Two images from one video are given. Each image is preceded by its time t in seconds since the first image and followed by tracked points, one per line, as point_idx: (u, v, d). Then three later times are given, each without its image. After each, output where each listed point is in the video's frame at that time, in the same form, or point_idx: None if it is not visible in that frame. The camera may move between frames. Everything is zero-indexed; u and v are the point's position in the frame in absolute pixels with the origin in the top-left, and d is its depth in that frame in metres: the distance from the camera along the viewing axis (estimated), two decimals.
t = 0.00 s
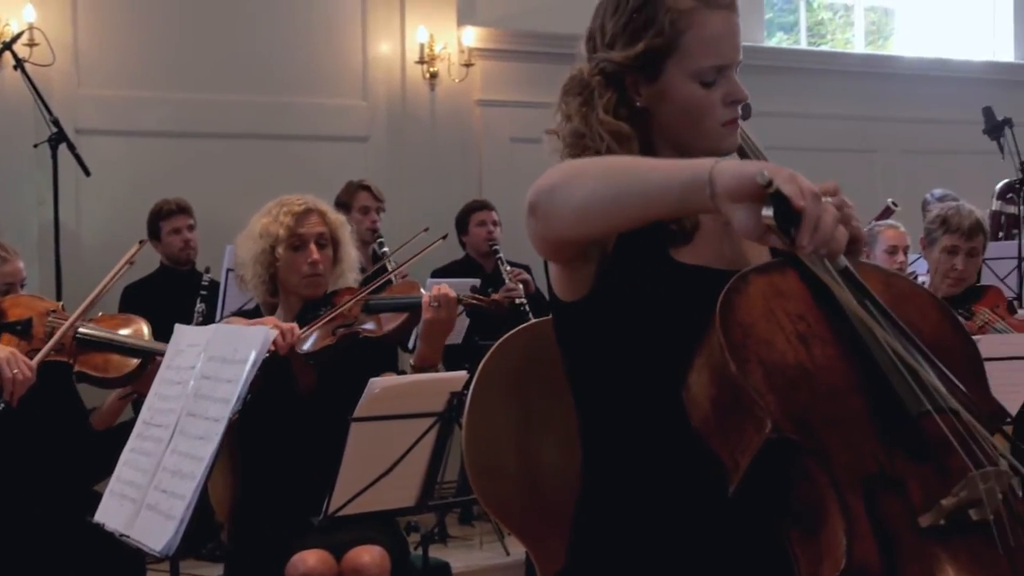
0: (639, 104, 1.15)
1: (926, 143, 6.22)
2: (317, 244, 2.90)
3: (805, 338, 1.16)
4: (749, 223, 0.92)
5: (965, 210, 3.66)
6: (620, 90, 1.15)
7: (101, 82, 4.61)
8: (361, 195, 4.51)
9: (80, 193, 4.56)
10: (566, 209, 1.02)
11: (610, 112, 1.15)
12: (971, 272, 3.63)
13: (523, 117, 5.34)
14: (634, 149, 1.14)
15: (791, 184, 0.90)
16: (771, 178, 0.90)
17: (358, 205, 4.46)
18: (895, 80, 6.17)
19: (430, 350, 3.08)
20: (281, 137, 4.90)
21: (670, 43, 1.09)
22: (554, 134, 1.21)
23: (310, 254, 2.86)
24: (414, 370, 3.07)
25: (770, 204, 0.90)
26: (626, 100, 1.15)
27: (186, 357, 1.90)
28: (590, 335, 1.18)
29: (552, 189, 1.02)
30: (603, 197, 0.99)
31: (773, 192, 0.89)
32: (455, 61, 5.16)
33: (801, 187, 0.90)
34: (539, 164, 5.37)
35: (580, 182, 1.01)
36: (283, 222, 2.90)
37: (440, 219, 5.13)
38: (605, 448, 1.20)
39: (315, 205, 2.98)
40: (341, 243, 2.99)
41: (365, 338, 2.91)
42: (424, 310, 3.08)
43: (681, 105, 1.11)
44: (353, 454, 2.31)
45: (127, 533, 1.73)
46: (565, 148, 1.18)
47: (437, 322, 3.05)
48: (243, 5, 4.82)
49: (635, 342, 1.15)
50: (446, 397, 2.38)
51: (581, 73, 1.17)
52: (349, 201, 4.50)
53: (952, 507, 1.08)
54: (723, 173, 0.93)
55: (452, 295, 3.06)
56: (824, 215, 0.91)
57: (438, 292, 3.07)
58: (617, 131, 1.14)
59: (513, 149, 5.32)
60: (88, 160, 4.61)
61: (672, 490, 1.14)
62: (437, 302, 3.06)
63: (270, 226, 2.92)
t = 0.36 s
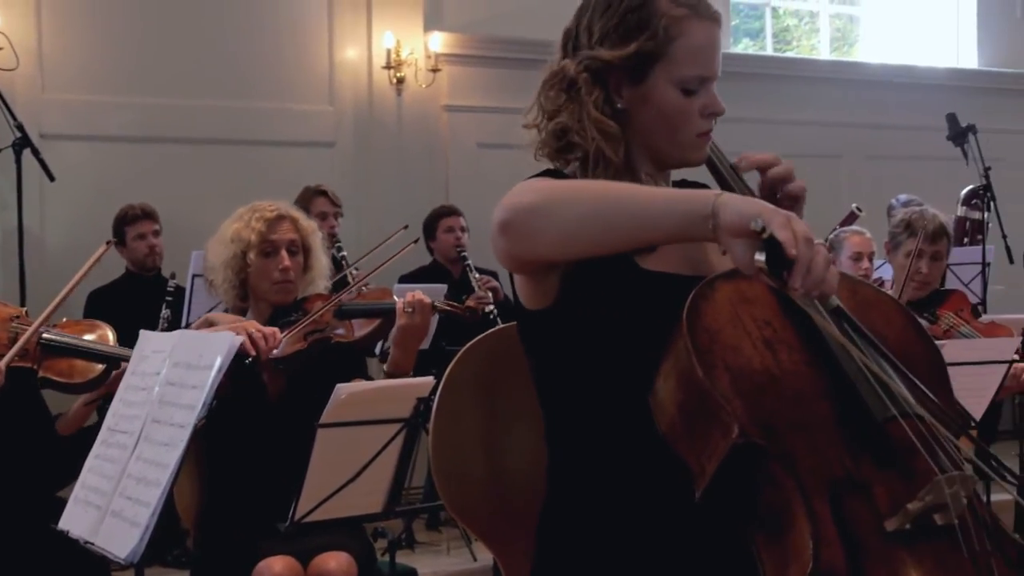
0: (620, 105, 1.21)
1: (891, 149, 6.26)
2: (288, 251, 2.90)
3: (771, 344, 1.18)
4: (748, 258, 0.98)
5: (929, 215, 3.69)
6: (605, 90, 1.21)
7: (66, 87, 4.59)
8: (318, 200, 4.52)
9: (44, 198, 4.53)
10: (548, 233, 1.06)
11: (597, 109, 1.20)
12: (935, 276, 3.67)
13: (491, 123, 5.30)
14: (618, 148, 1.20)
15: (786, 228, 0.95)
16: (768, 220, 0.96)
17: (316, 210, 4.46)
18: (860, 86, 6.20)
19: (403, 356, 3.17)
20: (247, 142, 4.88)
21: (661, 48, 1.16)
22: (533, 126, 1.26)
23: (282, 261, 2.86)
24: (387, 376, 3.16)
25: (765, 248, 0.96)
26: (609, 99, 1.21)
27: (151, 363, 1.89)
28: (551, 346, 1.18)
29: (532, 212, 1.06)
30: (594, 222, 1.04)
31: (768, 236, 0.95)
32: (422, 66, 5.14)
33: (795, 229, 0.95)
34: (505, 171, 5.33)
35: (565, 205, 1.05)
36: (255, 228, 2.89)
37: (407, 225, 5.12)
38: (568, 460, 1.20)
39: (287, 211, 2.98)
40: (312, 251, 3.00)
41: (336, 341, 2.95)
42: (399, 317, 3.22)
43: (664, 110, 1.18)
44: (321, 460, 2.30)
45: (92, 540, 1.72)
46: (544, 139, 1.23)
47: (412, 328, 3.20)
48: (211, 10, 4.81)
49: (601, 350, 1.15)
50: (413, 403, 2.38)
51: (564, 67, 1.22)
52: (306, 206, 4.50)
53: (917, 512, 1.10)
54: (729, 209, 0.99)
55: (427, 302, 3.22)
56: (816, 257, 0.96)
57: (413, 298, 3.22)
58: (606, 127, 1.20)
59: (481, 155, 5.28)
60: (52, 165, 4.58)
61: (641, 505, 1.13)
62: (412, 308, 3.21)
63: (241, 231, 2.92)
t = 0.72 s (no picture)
0: (581, 116, 1.22)
1: (860, 159, 6.29)
2: (264, 257, 2.92)
3: (744, 354, 1.21)
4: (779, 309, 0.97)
5: (898, 224, 3.71)
6: (565, 101, 1.22)
7: (36, 96, 4.56)
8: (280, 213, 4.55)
9: (14, 208, 4.50)
10: (578, 272, 0.96)
11: (555, 121, 1.21)
12: (905, 284, 3.69)
13: (463, 132, 5.29)
14: (572, 159, 1.20)
15: (824, 287, 0.95)
16: (814, 280, 0.95)
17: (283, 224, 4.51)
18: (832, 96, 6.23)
19: (381, 361, 3.06)
20: (218, 151, 4.87)
21: (619, 57, 1.16)
22: (498, 139, 1.27)
23: (257, 267, 2.89)
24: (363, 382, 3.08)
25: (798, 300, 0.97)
26: (569, 111, 1.22)
27: (123, 374, 1.88)
28: (520, 357, 1.17)
29: (561, 248, 0.96)
30: (631, 264, 0.95)
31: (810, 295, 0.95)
32: (395, 76, 5.12)
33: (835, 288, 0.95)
34: (478, 181, 5.32)
35: (595, 245, 0.96)
36: (230, 235, 2.91)
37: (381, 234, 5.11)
38: (541, 472, 1.20)
39: (263, 220, 3.00)
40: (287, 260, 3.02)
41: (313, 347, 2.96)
42: (376, 321, 3.06)
43: (624, 120, 1.18)
44: (292, 471, 2.29)
45: (62, 552, 1.71)
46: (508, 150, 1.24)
47: (388, 332, 3.04)
48: (183, 20, 4.79)
49: (575, 357, 1.15)
50: (386, 413, 2.37)
51: (527, 79, 1.24)
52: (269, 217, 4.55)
53: (888, 521, 1.10)
54: (771, 262, 0.96)
55: (404, 306, 3.03)
56: (847, 316, 0.97)
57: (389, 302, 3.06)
58: (558, 141, 1.20)
59: (453, 164, 5.26)
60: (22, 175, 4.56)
61: (612, 504, 1.15)
62: (388, 312, 3.04)
63: (217, 238, 2.94)
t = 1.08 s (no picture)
0: (557, 125, 1.21)
1: (833, 163, 6.31)
2: (236, 263, 2.92)
3: (714, 361, 1.24)
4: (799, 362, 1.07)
5: (870, 227, 3.72)
6: (542, 108, 1.21)
7: (8, 99, 4.55)
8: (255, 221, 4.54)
9: None
10: (626, 331, 0.99)
11: (536, 130, 1.20)
12: (879, 288, 3.69)
13: (438, 135, 5.27)
14: (558, 169, 1.18)
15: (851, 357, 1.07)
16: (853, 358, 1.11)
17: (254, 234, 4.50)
18: (806, 101, 6.24)
19: (353, 368, 3.06)
20: (190, 154, 4.86)
21: (594, 62, 1.18)
22: (470, 152, 1.26)
23: (228, 272, 2.88)
24: (338, 389, 3.06)
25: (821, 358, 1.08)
26: (546, 120, 1.21)
27: (96, 378, 1.88)
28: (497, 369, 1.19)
29: (613, 309, 0.98)
30: (680, 326, 1.00)
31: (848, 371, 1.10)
32: (370, 80, 5.09)
33: (867, 364, 1.12)
34: (454, 184, 5.30)
35: (648, 308, 0.99)
36: (202, 240, 2.90)
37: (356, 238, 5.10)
38: (515, 480, 1.22)
39: (235, 225, 2.99)
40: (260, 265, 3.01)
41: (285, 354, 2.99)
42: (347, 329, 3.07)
43: (604, 123, 1.19)
44: (265, 475, 2.29)
45: (35, 557, 1.71)
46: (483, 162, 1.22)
47: (360, 341, 3.04)
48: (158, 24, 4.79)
49: (551, 374, 1.16)
50: (360, 418, 2.37)
51: (500, 90, 1.22)
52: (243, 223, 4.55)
53: (859, 524, 1.10)
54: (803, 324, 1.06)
55: (378, 316, 3.06)
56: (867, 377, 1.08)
57: (361, 311, 3.07)
58: (543, 149, 1.18)
59: (428, 168, 5.24)
60: None
61: (585, 505, 1.17)
62: (361, 321, 3.06)
63: (189, 243, 2.93)
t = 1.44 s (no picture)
0: (519, 135, 1.20)
1: (810, 174, 6.33)
2: (214, 273, 2.94)
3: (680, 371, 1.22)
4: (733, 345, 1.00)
5: (846, 238, 3.74)
6: (498, 121, 1.20)
7: None
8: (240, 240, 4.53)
9: None
10: (545, 311, 0.94)
11: (496, 143, 1.19)
12: (855, 298, 3.69)
13: (415, 146, 5.27)
14: (518, 181, 1.17)
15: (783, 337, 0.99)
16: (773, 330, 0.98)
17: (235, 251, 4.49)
18: (783, 112, 6.26)
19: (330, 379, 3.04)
20: (166, 164, 4.85)
21: (547, 67, 1.18)
22: (432, 178, 1.23)
23: (207, 283, 2.90)
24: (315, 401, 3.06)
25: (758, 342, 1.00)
26: (506, 130, 1.20)
27: (72, 390, 1.87)
28: (464, 386, 1.18)
29: (524, 291, 0.94)
30: (598, 307, 0.95)
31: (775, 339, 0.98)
32: (348, 90, 5.08)
33: (792, 335, 0.99)
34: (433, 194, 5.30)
35: (562, 288, 0.94)
36: (180, 250, 2.92)
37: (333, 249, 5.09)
38: (488, 494, 1.21)
39: (212, 235, 3.01)
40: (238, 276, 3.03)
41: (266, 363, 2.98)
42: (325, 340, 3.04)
43: (564, 125, 1.19)
44: (241, 487, 2.29)
45: (10, 567, 1.70)
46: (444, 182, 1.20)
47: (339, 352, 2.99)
48: (135, 33, 4.78)
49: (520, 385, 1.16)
50: (337, 429, 2.37)
51: (456, 110, 1.21)
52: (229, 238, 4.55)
53: (827, 535, 1.12)
54: (726, 302, 0.99)
55: (355, 326, 3.02)
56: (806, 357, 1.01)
57: (338, 321, 3.03)
58: (503, 161, 1.17)
59: (406, 178, 5.24)
60: None
61: (556, 519, 1.16)
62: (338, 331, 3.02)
63: (167, 253, 2.94)
